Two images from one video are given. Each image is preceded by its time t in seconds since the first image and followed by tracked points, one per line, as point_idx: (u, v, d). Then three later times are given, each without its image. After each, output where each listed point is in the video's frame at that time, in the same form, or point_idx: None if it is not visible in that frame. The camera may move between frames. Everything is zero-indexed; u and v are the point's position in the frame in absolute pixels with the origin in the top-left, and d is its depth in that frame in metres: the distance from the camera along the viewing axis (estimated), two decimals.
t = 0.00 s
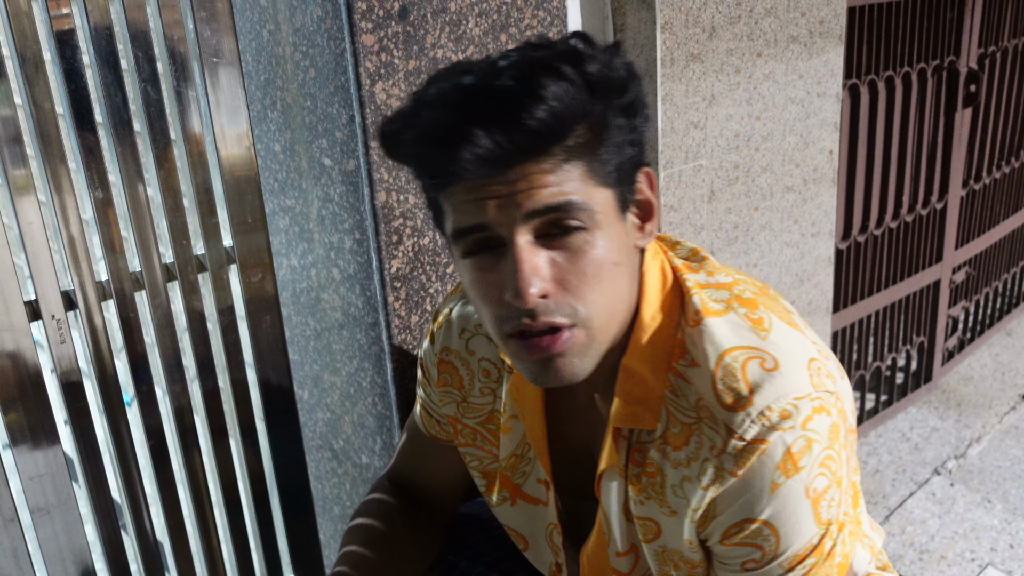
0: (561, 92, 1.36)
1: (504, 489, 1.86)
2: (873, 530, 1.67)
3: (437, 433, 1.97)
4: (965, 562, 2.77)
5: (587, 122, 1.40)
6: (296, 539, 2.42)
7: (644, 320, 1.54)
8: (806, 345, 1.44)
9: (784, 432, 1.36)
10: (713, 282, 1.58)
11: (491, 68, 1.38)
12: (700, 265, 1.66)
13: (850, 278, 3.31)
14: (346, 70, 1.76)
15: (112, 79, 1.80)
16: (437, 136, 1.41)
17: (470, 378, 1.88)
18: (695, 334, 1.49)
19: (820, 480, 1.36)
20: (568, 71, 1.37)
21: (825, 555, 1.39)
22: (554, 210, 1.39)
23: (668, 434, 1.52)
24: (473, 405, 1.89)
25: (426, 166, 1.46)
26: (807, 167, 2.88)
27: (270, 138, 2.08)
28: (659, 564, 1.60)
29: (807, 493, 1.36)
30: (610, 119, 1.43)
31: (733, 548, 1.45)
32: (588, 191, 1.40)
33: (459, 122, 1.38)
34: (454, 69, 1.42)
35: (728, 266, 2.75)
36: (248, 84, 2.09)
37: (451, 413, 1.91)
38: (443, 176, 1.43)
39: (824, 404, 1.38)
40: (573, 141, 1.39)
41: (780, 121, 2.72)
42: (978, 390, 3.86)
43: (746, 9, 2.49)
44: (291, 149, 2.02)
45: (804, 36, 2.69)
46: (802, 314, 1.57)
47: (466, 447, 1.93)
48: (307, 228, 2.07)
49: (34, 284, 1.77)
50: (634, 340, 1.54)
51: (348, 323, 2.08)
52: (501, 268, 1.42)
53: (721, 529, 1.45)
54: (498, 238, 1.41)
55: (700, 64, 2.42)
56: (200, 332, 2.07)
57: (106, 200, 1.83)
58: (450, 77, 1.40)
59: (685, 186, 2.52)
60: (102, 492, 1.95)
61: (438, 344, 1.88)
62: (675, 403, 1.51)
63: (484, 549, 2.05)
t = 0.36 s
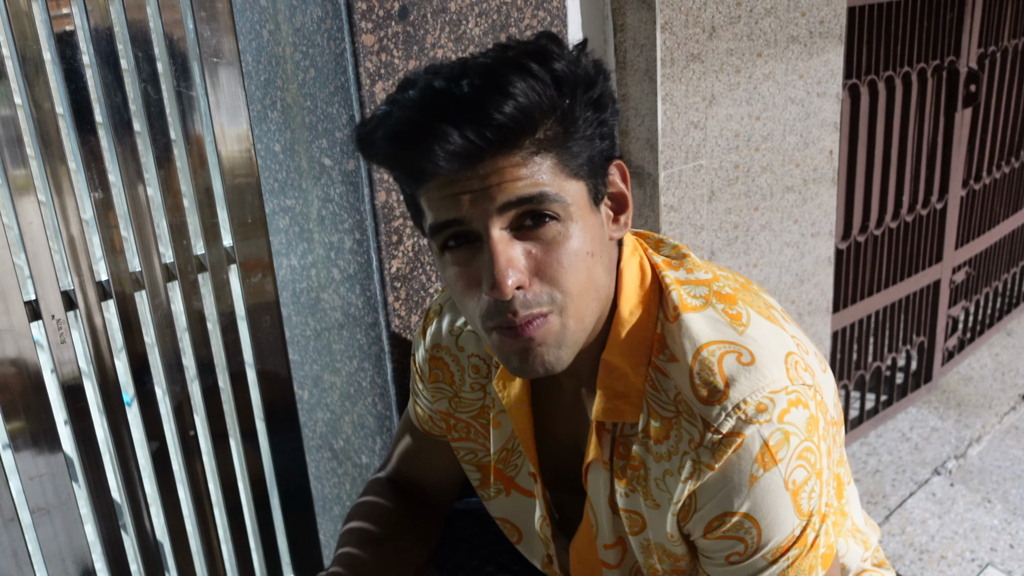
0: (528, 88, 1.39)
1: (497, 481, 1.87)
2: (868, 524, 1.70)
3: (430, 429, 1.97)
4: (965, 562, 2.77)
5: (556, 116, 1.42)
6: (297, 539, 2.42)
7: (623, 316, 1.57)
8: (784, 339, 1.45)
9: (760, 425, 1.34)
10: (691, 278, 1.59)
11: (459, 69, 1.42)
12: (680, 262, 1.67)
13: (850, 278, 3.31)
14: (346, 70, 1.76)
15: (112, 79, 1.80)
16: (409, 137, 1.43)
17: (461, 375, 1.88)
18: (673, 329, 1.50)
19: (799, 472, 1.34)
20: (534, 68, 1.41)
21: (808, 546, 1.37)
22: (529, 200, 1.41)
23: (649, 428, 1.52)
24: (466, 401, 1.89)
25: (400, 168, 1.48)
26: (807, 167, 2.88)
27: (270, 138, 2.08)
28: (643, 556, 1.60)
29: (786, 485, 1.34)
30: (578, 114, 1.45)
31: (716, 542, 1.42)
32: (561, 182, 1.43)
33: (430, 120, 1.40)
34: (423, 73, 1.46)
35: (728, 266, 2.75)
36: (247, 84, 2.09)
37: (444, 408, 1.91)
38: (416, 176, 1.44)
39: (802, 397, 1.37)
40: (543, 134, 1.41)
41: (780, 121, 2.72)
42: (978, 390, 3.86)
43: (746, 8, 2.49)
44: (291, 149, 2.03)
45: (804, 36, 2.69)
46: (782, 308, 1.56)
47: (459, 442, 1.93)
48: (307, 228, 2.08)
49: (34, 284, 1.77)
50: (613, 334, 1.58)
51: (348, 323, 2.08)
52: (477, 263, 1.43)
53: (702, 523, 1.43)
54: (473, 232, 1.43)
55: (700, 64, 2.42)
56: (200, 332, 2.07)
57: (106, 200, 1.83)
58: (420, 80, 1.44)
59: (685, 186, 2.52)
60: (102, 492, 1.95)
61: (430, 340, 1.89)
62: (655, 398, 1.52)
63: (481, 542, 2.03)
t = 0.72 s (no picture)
0: (525, 97, 1.39)
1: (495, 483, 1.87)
2: (867, 529, 1.70)
3: (428, 430, 1.97)
4: (965, 562, 2.77)
5: (553, 124, 1.42)
6: (296, 539, 2.42)
7: (622, 321, 1.57)
8: (783, 345, 1.45)
9: (758, 431, 1.35)
10: (692, 283, 1.59)
11: (455, 77, 1.41)
12: (680, 266, 1.66)
13: (850, 278, 3.31)
14: (346, 71, 1.76)
15: (112, 79, 1.80)
16: (405, 146, 1.43)
17: (459, 377, 1.88)
18: (672, 335, 1.50)
19: (797, 479, 1.35)
20: (531, 77, 1.41)
21: (805, 553, 1.38)
22: (527, 212, 1.40)
23: (647, 434, 1.52)
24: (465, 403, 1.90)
25: (397, 175, 1.48)
26: (807, 167, 2.88)
27: (270, 139, 2.07)
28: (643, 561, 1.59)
29: (783, 492, 1.34)
30: (576, 123, 1.45)
31: (713, 548, 1.42)
32: (560, 192, 1.42)
33: (425, 130, 1.41)
34: (419, 80, 1.45)
35: (728, 266, 2.75)
36: (247, 84, 2.07)
37: (444, 411, 1.92)
38: (412, 184, 1.44)
39: (801, 404, 1.38)
40: (540, 144, 1.40)
41: (780, 121, 2.72)
42: (978, 390, 3.85)
43: (746, 8, 2.49)
44: (291, 149, 2.03)
45: (804, 36, 2.69)
46: (783, 313, 1.57)
47: (458, 445, 1.94)
48: (307, 228, 2.08)
49: (34, 284, 1.76)
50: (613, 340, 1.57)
51: (348, 323, 2.08)
52: (471, 273, 1.43)
53: (699, 528, 1.43)
54: (467, 243, 1.42)
55: (700, 64, 2.42)
56: (200, 332, 2.07)
57: (106, 200, 1.83)
58: (415, 88, 1.44)
59: (685, 186, 2.52)
60: (102, 493, 1.95)
61: (427, 343, 1.89)
62: (654, 404, 1.52)
63: (480, 541, 2.05)
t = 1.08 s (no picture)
0: (536, 102, 1.38)
1: (504, 482, 1.88)
2: (870, 528, 1.71)
3: (435, 430, 1.97)
4: (964, 562, 2.77)
5: (564, 127, 1.42)
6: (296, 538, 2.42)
7: (631, 321, 1.58)
8: (793, 343, 1.45)
9: (770, 429, 1.34)
10: (701, 281, 1.60)
11: (465, 81, 1.40)
12: (689, 264, 1.67)
13: (850, 278, 3.31)
14: (346, 71, 1.77)
15: (112, 79, 1.80)
16: (414, 150, 1.42)
17: (466, 377, 1.89)
18: (682, 334, 1.50)
19: (807, 476, 1.35)
20: (542, 81, 1.39)
21: (814, 551, 1.38)
22: (537, 215, 1.41)
23: (657, 433, 1.52)
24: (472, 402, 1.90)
25: (406, 177, 1.48)
26: (807, 167, 2.88)
27: (270, 138, 2.08)
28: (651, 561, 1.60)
29: (794, 489, 1.35)
30: (586, 126, 1.44)
31: (723, 546, 1.43)
32: (570, 195, 1.43)
33: (434, 135, 1.40)
34: (429, 83, 1.44)
35: (728, 266, 2.75)
36: (247, 84, 2.09)
37: (450, 411, 1.92)
38: (421, 188, 1.44)
39: (811, 402, 1.38)
40: (549, 148, 1.40)
41: (779, 120, 2.73)
42: (977, 390, 3.86)
43: (745, 9, 2.49)
44: (291, 149, 2.04)
45: (804, 36, 2.69)
46: (791, 312, 1.57)
47: (465, 445, 1.93)
48: (307, 228, 2.09)
49: (34, 284, 1.76)
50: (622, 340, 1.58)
51: (348, 323, 2.09)
52: (480, 275, 1.44)
53: (710, 526, 1.43)
54: (476, 245, 1.42)
55: (700, 64, 2.42)
56: (200, 332, 2.07)
57: (106, 200, 1.83)
58: (425, 90, 1.42)
59: (685, 186, 2.52)
60: (102, 492, 1.95)
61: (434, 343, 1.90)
62: (664, 402, 1.52)
63: (481, 542, 2.04)
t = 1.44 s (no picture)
0: (552, 77, 1.41)
1: (504, 480, 1.87)
2: (869, 529, 1.71)
3: (433, 431, 1.97)
4: (965, 562, 2.77)
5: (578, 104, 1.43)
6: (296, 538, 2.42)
7: (637, 314, 1.58)
8: (797, 341, 1.45)
9: (774, 426, 1.35)
10: (704, 278, 1.59)
11: (480, 61, 1.43)
12: (693, 262, 1.67)
13: (850, 278, 3.31)
14: (346, 71, 1.76)
15: (112, 79, 1.80)
16: (432, 128, 1.42)
17: (467, 377, 1.89)
18: (688, 329, 1.50)
19: (811, 474, 1.35)
20: (556, 58, 1.43)
21: (817, 549, 1.39)
22: (555, 193, 1.41)
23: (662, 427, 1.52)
24: (473, 401, 1.90)
25: (420, 160, 1.47)
26: (807, 168, 2.88)
27: (270, 138, 2.10)
28: (653, 555, 1.60)
29: (798, 487, 1.35)
30: (599, 105, 1.47)
31: (726, 543, 1.43)
32: (585, 173, 1.44)
33: (452, 111, 1.40)
34: (443, 67, 1.47)
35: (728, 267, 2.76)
36: (247, 84, 2.10)
37: (450, 411, 1.92)
38: (438, 167, 1.43)
39: (815, 400, 1.38)
40: (566, 125, 1.42)
41: (779, 121, 2.73)
42: (977, 390, 3.86)
43: (745, 9, 2.49)
44: (291, 149, 2.04)
45: (804, 36, 2.69)
46: (794, 311, 1.57)
47: (465, 444, 1.94)
48: (307, 228, 2.09)
49: (34, 284, 1.76)
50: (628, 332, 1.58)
51: (348, 323, 2.09)
52: (501, 255, 1.43)
53: (712, 523, 1.44)
54: (497, 225, 1.42)
55: (700, 64, 2.42)
56: (200, 332, 2.07)
57: (106, 200, 1.83)
58: (441, 72, 1.45)
59: (685, 186, 2.52)
60: (102, 493, 1.95)
61: (433, 344, 1.90)
62: (670, 397, 1.52)
63: (481, 543, 2.03)
